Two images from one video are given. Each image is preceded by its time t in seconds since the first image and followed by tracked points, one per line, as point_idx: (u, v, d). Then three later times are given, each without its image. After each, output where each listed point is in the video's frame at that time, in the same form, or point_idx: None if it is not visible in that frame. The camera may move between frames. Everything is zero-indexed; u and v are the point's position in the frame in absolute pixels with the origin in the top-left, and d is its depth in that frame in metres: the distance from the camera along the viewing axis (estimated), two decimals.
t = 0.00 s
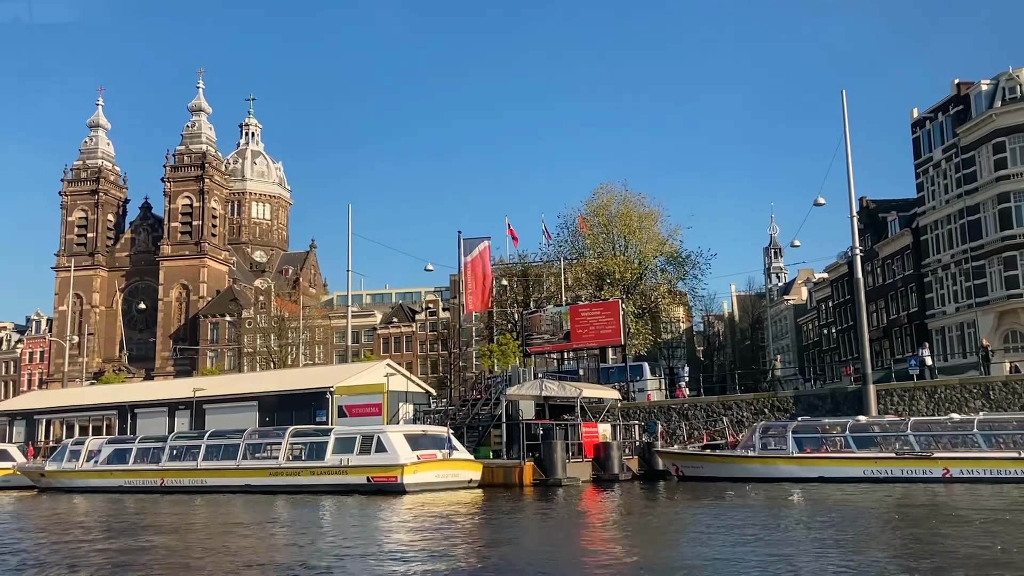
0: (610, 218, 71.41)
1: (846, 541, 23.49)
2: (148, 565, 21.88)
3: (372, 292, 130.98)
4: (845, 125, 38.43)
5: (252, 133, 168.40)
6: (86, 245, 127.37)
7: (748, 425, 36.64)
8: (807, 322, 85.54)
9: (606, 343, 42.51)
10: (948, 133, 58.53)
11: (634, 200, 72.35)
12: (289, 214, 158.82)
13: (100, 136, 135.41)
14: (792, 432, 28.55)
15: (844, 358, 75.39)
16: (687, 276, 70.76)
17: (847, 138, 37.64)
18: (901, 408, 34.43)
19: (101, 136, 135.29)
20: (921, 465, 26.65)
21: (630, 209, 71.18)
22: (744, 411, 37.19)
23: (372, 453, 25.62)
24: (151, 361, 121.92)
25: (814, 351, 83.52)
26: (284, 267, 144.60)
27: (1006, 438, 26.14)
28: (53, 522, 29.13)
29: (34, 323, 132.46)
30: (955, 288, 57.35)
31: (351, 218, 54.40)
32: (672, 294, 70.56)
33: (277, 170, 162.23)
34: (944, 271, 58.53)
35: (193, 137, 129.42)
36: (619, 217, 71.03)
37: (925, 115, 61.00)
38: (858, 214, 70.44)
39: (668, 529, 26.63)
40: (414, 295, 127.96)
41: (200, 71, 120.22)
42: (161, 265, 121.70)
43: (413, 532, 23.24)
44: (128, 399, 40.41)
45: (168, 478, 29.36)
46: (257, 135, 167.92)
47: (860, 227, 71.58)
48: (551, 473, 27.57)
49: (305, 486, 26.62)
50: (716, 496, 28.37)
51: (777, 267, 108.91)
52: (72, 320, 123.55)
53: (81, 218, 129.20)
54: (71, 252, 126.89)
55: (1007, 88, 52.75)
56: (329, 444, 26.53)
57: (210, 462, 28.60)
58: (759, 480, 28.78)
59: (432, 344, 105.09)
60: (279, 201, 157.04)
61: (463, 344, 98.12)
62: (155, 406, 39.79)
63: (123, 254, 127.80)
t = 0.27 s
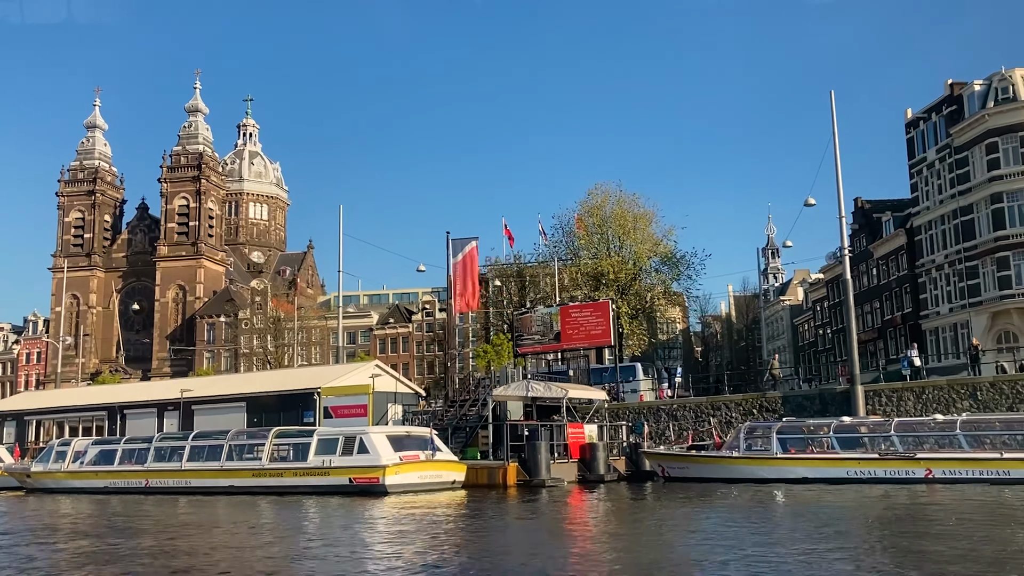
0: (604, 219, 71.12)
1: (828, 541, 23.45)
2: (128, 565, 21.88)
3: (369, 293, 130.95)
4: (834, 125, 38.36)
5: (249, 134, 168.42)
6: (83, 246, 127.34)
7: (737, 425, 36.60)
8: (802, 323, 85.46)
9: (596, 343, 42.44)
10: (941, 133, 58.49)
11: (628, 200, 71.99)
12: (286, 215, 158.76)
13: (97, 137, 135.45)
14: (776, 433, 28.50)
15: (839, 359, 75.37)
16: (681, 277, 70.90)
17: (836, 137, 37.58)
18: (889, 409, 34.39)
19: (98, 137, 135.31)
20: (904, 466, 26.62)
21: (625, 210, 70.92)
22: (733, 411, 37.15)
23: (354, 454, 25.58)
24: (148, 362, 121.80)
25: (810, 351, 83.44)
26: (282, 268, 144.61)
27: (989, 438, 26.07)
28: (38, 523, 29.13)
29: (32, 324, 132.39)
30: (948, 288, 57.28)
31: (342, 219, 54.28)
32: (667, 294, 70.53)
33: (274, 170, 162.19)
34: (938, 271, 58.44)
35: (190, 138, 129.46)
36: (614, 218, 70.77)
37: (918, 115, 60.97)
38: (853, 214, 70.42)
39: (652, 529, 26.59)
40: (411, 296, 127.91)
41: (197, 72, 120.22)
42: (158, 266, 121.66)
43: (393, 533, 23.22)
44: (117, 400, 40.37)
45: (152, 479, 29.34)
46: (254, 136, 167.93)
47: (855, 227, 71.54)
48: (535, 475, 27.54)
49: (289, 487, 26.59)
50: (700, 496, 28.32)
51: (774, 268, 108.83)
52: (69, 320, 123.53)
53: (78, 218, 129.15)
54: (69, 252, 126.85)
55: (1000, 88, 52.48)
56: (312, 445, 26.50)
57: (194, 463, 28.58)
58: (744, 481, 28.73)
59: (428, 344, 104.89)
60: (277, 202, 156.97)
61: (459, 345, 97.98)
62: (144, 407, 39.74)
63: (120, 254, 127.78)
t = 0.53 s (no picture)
0: (598, 219, 71.23)
1: (808, 540, 23.49)
2: (108, 565, 21.94)
3: (367, 293, 131.02)
4: (822, 125, 38.49)
5: (247, 134, 168.57)
6: (80, 246, 127.44)
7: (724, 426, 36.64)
8: (797, 323, 85.55)
9: (585, 344, 42.48)
10: (934, 133, 58.50)
11: (622, 201, 72.15)
12: (284, 215, 158.83)
13: (94, 138, 135.60)
14: (760, 433, 28.58)
15: (833, 359, 75.45)
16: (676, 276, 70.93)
17: (823, 136, 37.60)
18: (876, 409, 34.42)
19: (95, 137, 135.44)
20: (886, 466, 26.66)
21: (619, 210, 71.00)
22: (721, 411, 37.21)
23: (336, 454, 25.61)
24: (146, 362, 121.80)
25: (805, 351, 83.51)
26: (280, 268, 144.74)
27: (970, 438, 26.11)
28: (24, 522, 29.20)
29: (29, 325, 132.51)
30: (941, 288, 57.28)
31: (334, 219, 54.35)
32: (662, 294, 70.56)
33: (272, 171, 162.29)
34: (931, 271, 58.44)
35: (186, 138, 129.64)
36: (608, 218, 70.86)
37: (911, 115, 61.00)
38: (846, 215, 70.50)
39: (634, 529, 26.62)
40: (408, 296, 127.94)
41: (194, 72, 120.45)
42: (155, 266, 121.78)
43: (374, 533, 23.27)
44: (107, 401, 40.43)
45: (137, 479, 29.40)
46: (252, 136, 168.05)
47: (849, 227, 71.57)
48: (518, 475, 27.57)
49: (272, 487, 26.65)
50: (684, 497, 28.35)
51: (770, 267, 108.91)
52: (66, 321, 123.66)
53: (75, 219, 129.24)
54: (66, 253, 126.97)
55: (993, 88, 52.58)
56: (295, 446, 26.56)
57: (178, 463, 28.63)
58: (728, 481, 28.75)
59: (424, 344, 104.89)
60: (274, 203, 157.07)
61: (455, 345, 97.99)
62: (134, 407, 39.80)
63: (117, 255, 127.86)
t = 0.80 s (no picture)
0: (592, 219, 71.32)
1: (789, 540, 23.48)
2: (87, 564, 21.98)
3: (364, 293, 130.96)
4: (810, 124, 38.44)
5: (246, 135, 168.66)
6: (78, 246, 127.48)
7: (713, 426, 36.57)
8: (793, 323, 85.48)
9: (576, 344, 42.43)
10: (927, 133, 58.44)
11: (616, 201, 72.25)
12: (283, 216, 158.85)
13: (92, 138, 135.69)
14: (744, 434, 28.56)
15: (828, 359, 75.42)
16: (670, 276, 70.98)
17: (812, 137, 37.56)
18: (864, 410, 34.33)
19: (94, 137, 135.53)
20: (869, 466, 26.64)
21: (613, 210, 71.09)
22: (709, 412, 37.14)
23: (318, 454, 25.60)
24: (143, 362, 121.73)
25: (800, 352, 83.43)
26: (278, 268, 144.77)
27: (953, 438, 26.10)
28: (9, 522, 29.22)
29: (27, 325, 132.57)
30: (934, 288, 57.21)
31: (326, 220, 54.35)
32: (656, 293, 70.59)
33: (270, 171, 162.34)
34: (924, 271, 58.37)
35: (184, 138, 129.77)
36: (602, 218, 70.96)
37: (905, 115, 60.93)
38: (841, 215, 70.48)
39: (617, 529, 26.61)
40: (405, 296, 127.83)
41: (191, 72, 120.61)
42: (153, 266, 121.83)
43: (354, 532, 23.28)
44: (97, 401, 40.42)
45: (122, 479, 29.41)
46: (251, 137, 168.12)
47: (844, 226, 71.54)
48: (502, 476, 27.54)
49: (255, 488, 26.66)
50: (667, 497, 28.33)
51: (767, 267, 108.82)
52: (64, 321, 123.71)
53: (73, 219, 129.29)
54: (64, 253, 127.03)
55: (985, 88, 52.55)
56: (278, 446, 26.56)
57: (162, 463, 28.64)
58: (712, 481, 28.72)
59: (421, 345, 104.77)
60: (272, 203, 157.10)
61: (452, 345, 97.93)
62: (123, 407, 39.81)
63: (115, 255, 127.85)
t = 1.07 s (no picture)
0: (587, 219, 71.45)
1: (768, 539, 23.46)
2: (67, 563, 22.00)
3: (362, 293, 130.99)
4: (798, 123, 38.40)
5: (244, 135, 168.70)
6: (75, 246, 127.50)
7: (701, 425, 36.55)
8: (789, 322, 85.47)
9: (565, 343, 42.39)
10: (920, 133, 58.40)
11: (610, 201, 72.43)
12: (281, 215, 158.87)
13: (90, 138, 135.70)
14: (727, 434, 28.57)
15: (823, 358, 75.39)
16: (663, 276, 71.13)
17: (800, 136, 37.55)
18: (851, 410, 34.26)
19: (91, 137, 135.56)
20: (852, 466, 26.63)
21: (607, 210, 71.28)
22: (698, 411, 37.10)
23: (300, 455, 25.68)
24: (140, 362, 121.73)
25: (795, 351, 83.42)
26: (276, 268, 144.83)
27: (935, 438, 26.05)
28: None
29: (25, 324, 132.62)
30: (927, 288, 57.14)
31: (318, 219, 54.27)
32: (650, 293, 70.71)
33: (268, 171, 162.39)
34: (917, 271, 58.32)
35: (182, 138, 129.83)
36: (596, 218, 71.10)
37: (898, 114, 60.88)
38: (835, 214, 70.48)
39: (600, 528, 26.62)
40: (403, 296, 127.83)
41: (189, 71, 120.74)
42: (150, 266, 121.89)
43: (334, 532, 23.31)
44: (86, 401, 40.43)
45: (106, 479, 29.43)
46: (249, 136, 168.13)
47: (838, 225, 71.56)
48: (485, 476, 27.55)
49: (237, 488, 26.69)
50: (651, 497, 28.33)
51: (764, 267, 108.78)
52: (61, 321, 123.74)
53: (70, 219, 129.29)
54: (61, 253, 127.08)
55: (978, 87, 52.52)
56: (260, 446, 26.60)
57: (146, 463, 28.66)
58: (696, 481, 28.72)
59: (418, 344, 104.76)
60: (271, 203, 157.10)
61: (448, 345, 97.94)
62: (111, 407, 39.79)
63: (112, 255, 127.86)
